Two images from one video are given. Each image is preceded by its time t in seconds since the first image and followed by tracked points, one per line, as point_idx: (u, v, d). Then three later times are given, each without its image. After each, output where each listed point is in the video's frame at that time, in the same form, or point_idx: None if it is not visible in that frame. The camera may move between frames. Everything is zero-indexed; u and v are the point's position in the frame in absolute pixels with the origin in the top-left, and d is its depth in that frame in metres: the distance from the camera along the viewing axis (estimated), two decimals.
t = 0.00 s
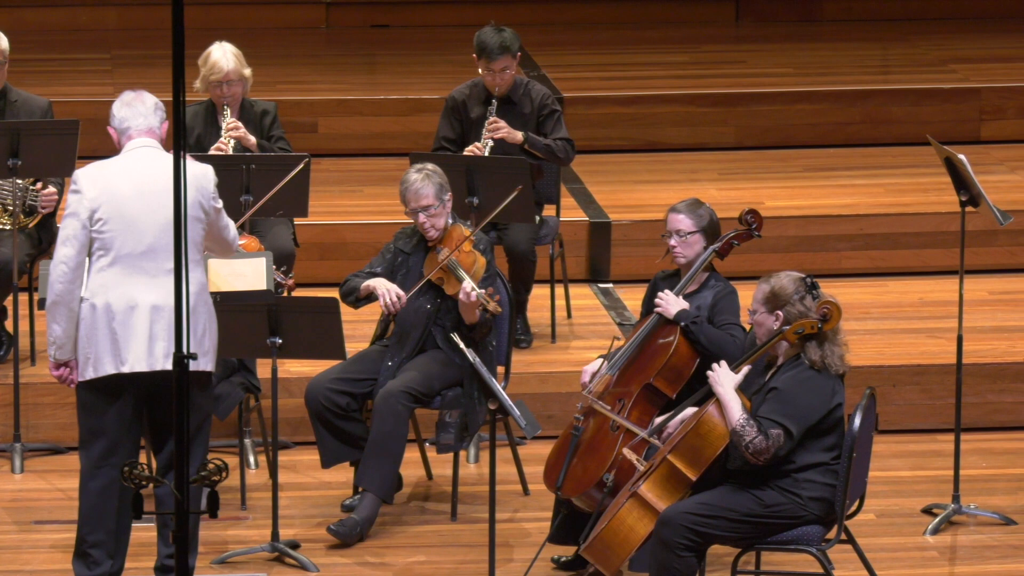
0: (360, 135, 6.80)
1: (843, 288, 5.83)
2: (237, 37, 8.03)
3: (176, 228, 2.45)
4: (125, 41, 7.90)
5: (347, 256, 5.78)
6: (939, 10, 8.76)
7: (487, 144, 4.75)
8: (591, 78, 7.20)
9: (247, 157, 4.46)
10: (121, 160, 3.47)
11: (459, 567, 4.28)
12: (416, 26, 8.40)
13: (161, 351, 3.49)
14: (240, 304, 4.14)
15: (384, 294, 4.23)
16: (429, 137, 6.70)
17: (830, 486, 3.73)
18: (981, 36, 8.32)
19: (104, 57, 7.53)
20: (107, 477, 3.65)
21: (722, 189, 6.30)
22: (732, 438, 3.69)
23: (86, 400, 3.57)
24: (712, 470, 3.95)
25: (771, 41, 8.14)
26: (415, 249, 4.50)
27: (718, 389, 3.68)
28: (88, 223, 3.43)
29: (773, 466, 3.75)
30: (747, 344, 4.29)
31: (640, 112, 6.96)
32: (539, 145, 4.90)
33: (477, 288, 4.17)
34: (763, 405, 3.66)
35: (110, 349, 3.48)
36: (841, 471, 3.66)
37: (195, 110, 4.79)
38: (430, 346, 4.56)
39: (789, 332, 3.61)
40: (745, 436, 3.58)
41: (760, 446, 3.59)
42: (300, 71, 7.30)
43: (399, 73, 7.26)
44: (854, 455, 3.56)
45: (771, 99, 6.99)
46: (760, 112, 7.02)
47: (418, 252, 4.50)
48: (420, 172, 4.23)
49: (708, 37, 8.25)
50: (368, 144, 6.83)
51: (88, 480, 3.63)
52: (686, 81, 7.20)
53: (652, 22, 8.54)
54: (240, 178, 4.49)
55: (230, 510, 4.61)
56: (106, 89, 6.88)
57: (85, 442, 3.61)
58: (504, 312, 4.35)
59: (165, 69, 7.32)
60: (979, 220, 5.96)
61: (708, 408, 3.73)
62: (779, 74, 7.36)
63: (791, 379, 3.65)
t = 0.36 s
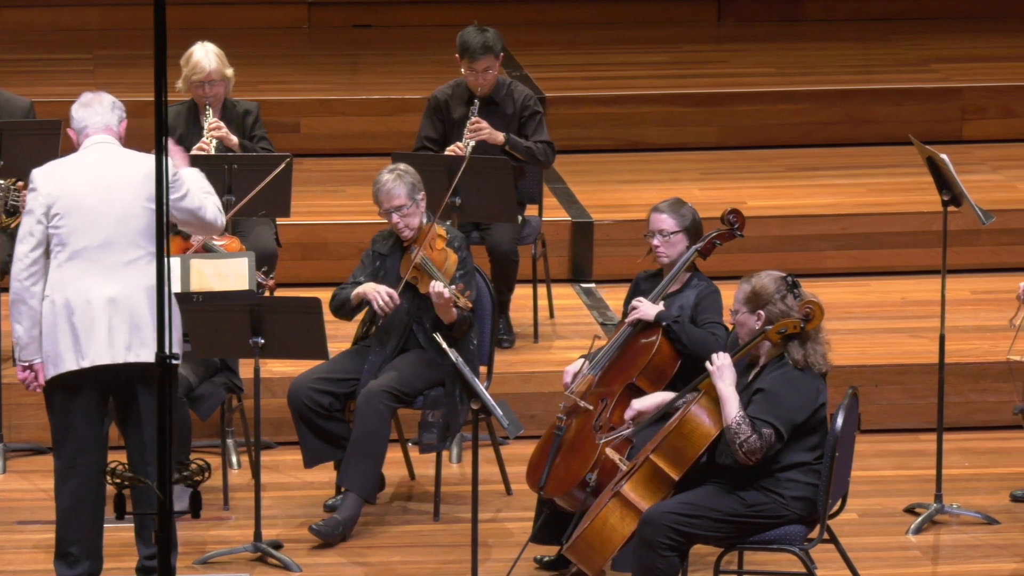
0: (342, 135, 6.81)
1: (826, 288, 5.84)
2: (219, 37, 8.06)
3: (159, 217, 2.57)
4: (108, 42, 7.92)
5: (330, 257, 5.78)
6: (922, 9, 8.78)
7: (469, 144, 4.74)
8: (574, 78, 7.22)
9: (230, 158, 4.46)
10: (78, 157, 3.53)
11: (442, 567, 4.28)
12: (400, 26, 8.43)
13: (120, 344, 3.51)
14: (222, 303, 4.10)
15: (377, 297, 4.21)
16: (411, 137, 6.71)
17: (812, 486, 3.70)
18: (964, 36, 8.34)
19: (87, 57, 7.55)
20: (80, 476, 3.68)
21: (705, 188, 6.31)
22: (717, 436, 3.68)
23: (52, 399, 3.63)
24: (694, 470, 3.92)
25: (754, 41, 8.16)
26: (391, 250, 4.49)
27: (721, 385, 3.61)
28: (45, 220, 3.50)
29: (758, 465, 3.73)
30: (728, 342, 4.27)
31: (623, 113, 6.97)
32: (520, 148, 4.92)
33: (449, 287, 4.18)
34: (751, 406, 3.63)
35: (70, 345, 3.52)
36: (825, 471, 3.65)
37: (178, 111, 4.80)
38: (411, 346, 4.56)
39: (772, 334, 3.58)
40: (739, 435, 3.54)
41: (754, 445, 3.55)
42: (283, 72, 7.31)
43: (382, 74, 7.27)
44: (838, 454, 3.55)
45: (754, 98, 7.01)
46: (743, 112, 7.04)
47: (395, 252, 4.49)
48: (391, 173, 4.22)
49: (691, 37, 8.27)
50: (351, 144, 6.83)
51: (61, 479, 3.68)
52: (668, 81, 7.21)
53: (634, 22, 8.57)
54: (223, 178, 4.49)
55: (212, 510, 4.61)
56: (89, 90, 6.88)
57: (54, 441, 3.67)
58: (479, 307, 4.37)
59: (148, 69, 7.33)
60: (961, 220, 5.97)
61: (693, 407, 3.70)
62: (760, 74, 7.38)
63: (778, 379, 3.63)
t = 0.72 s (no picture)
0: (324, 135, 6.81)
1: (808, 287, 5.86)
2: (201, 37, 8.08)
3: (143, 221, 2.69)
4: (91, 43, 7.92)
5: (312, 258, 5.79)
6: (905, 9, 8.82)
7: (450, 141, 4.77)
8: (556, 78, 7.23)
9: (213, 158, 4.48)
10: (43, 160, 3.63)
11: (425, 566, 4.27)
12: (383, 26, 8.45)
13: (90, 340, 3.59)
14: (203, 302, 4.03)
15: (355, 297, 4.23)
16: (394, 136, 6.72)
17: (796, 485, 3.65)
18: (947, 35, 8.35)
19: (69, 57, 7.55)
20: (56, 475, 3.71)
21: (687, 188, 6.32)
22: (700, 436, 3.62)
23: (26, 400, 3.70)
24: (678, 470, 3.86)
25: (736, 41, 8.19)
26: (363, 253, 4.47)
27: (705, 381, 3.53)
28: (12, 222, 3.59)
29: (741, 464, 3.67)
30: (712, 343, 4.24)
31: (606, 113, 6.98)
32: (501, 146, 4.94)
33: (417, 290, 4.17)
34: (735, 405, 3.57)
35: (41, 343, 3.60)
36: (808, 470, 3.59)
37: (161, 111, 4.87)
38: (392, 346, 4.56)
39: (755, 332, 3.54)
40: (725, 432, 3.47)
41: (740, 442, 3.48)
42: (264, 72, 7.32)
43: (365, 74, 7.28)
44: (821, 452, 3.48)
45: (738, 98, 7.02)
46: (726, 111, 7.05)
47: (367, 254, 4.47)
48: (357, 176, 4.21)
49: (675, 37, 8.29)
50: (334, 144, 6.83)
51: (37, 478, 3.71)
52: (651, 80, 7.23)
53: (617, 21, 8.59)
54: (206, 178, 4.51)
55: (195, 510, 4.61)
56: (71, 90, 6.88)
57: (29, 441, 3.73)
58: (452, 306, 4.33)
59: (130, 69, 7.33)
60: (943, 219, 5.99)
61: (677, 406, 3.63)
62: (742, 73, 7.39)
63: (762, 378, 3.57)
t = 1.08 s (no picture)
0: (307, 134, 6.81)
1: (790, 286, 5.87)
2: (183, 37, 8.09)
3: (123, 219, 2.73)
4: (73, 44, 7.92)
5: (295, 258, 5.79)
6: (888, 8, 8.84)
7: (431, 135, 4.75)
8: (539, 78, 7.24)
9: (195, 158, 4.48)
10: (14, 162, 3.63)
11: (408, 566, 4.27)
12: (367, 26, 8.47)
13: (73, 339, 3.58)
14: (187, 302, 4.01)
15: (325, 287, 4.25)
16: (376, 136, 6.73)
17: (778, 484, 3.64)
18: (929, 35, 8.35)
19: (51, 57, 7.56)
20: (38, 477, 3.71)
21: (669, 188, 6.33)
22: (683, 436, 3.61)
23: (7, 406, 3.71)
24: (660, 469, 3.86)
25: (719, 40, 8.20)
26: (339, 253, 4.47)
27: (681, 382, 3.54)
28: None
29: (722, 464, 3.65)
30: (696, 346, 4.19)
31: (590, 113, 6.98)
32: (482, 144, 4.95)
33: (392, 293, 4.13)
34: (714, 406, 3.57)
35: (23, 345, 3.58)
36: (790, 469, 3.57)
37: (144, 111, 4.90)
38: (373, 346, 4.55)
39: (738, 331, 3.52)
40: (702, 435, 3.47)
41: (716, 445, 3.48)
42: (246, 72, 7.33)
43: (347, 74, 7.28)
44: (803, 453, 3.47)
45: (721, 98, 7.03)
46: (709, 111, 7.05)
47: (342, 255, 4.46)
48: (328, 179, 4.21)
49: (658, 36, 8.30)
50: (317, 144, 6.83)
51: (19, 481, 3.71)
52: (633, 80, 7.24)
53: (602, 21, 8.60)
54: (188, 178, 4.51)
55: (178, 511, 4.61)
56: (53, 90, 6.87)
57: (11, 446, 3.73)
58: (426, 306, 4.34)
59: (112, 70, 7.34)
60: (926, 219, 5.99)
61: (659, 407, 3.63)
62: (724, 73, 7.39)
63: (742, 380, 3.56)
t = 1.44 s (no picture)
0: (290, 134, 6.81)
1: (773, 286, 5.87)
2: (167, 37, 8.09)
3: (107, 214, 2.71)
4: (57, 44, 7.92)
5: (278, 258, 5.80)
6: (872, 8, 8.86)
7: (414, 127, 4.77)
8: (524, 78, 7.25)
9: (178, 157, 4.49)
10: None
11: (392, 566, 4.27)
12: (350, 25, 8.48)
13: (59, 339, 3.58)
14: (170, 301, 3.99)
15: (311, 284, 4.26)
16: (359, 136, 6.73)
17: (761, 483, 3.63)
18: (912, 34, 8.36)
19: (35, 57, 7.56)
20: (21, 477, 3.70)
21: (652, 188, 6.33)
22: (665, 435, 3.61)
23: None
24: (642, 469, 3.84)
25: (703, 40, 8.22)
26: (319, 255, 4.48)
27: (660, 382, 3.55)
28: None
29: (704, 464, 3.65)
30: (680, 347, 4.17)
31: (575, 113, 6.99)
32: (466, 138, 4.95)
33: (370, 300, 4.14)
34: (695, 405, 3.56)
35: (9, 347, 3.57)
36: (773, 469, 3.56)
37: (127, 110, 4.95)
38: (355, 347, 4.55)
39: (721, 330, 3.51)
40: (680, 434, 3.47)
41: (695, 444, 3.48)
42: (230, 72, 7.34)
43: (330, 73, 7.29)
44: (785, 453, 3.46)
45: (706, 97, 7.04)
46: (694, 110, 7.06)
47: (322, 256, 4.48)
48: (307, 181, 4.23)
49: (642, 35, 8.32)
50: (301, 144, 6.83)
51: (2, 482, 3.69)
52: (616, 79, 7.24)
53: (587, 21, 8.63)
54: (171, 178, 4.52)
55: (161, 511, 4.61)
56: (36, 90, 6.87)
57: None
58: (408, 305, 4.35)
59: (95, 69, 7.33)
60: (908, 219, 5.99)
61: (642, 406, 3.62)
62: (707, 73, 7.40)
63: (724, 379, 3.55)
